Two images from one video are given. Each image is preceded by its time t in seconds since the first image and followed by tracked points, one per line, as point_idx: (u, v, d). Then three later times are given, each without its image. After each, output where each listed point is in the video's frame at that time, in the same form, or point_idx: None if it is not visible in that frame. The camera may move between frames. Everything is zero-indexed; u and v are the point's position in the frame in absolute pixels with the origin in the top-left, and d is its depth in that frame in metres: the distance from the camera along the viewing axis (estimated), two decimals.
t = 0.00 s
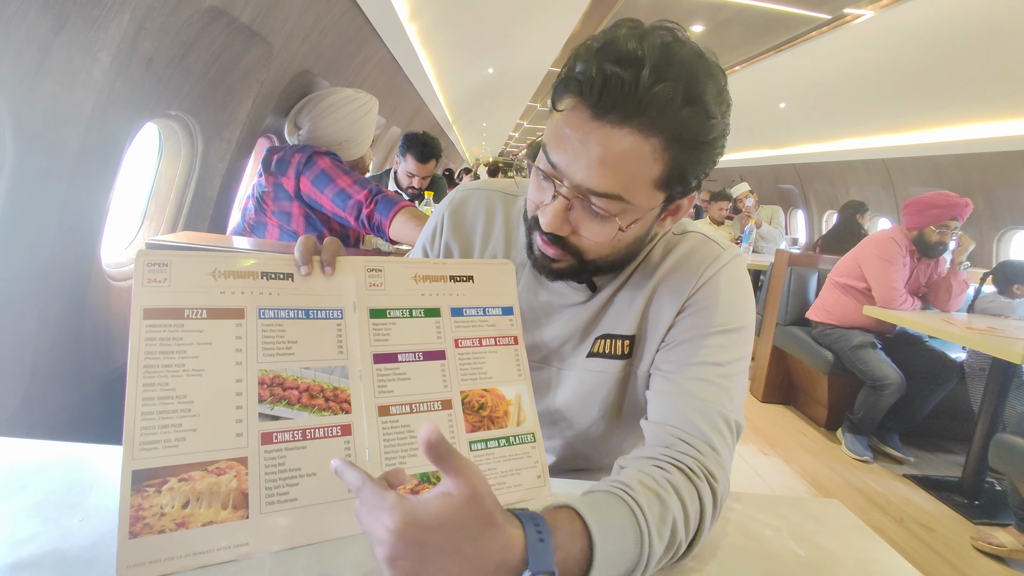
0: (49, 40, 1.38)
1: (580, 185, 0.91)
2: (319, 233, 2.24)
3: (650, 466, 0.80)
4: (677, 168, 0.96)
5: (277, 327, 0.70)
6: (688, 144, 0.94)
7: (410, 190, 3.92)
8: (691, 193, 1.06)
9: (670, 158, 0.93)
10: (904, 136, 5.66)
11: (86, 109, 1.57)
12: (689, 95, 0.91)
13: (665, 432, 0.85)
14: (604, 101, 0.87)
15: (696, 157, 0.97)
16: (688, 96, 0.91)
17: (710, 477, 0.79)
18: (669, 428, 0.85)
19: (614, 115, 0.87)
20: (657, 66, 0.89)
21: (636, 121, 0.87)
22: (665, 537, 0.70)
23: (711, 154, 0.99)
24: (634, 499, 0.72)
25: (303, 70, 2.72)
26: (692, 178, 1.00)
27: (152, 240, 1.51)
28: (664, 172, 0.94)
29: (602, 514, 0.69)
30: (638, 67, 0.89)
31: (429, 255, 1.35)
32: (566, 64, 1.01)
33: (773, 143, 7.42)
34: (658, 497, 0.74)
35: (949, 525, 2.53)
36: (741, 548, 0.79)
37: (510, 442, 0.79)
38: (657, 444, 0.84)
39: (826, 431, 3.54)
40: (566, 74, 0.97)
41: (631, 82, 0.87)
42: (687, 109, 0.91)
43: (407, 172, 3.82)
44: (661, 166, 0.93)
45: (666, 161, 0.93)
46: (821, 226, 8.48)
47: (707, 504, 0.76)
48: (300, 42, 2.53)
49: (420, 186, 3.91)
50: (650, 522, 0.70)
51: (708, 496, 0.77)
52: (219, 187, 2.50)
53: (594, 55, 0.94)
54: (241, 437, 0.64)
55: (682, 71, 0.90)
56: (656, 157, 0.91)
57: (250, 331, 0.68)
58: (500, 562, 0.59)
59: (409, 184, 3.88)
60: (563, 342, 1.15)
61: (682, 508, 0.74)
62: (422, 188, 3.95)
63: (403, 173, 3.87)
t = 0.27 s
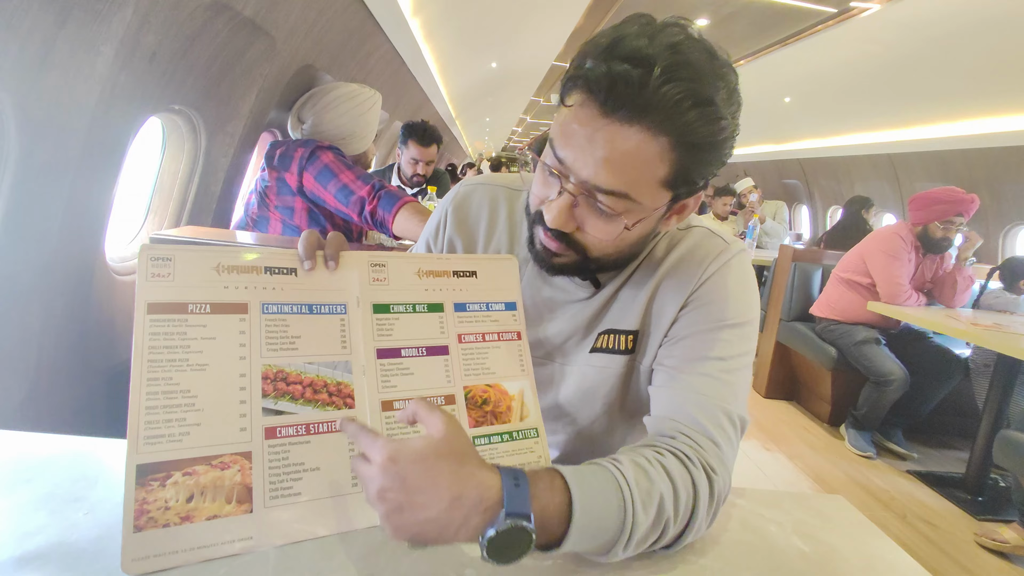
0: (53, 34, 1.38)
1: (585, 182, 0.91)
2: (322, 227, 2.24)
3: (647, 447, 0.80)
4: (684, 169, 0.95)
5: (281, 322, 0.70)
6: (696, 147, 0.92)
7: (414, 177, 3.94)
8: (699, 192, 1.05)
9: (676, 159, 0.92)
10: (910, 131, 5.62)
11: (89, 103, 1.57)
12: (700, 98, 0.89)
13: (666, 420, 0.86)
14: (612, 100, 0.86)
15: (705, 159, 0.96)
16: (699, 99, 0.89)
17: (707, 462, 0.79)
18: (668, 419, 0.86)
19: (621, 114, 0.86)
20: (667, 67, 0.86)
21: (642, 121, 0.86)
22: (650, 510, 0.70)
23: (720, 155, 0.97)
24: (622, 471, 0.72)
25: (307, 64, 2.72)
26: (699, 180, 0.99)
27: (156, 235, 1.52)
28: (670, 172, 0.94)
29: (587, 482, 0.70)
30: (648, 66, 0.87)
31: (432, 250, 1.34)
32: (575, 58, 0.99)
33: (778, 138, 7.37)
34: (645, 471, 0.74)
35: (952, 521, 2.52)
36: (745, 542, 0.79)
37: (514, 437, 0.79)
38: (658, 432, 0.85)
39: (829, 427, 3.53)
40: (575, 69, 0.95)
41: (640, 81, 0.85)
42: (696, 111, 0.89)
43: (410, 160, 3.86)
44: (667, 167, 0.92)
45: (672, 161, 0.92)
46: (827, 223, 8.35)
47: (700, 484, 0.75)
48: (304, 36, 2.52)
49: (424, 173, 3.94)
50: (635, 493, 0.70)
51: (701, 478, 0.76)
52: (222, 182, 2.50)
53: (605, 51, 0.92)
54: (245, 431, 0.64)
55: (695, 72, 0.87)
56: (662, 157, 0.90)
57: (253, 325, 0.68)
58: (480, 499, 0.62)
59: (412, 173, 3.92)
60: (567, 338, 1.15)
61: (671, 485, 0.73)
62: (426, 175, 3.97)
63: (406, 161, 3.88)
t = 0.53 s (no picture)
0: (52, 22, 1.37)
1: (597, 173, 0.89)
2: (323, 219, 2.22)
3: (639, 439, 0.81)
4: (698, 159, 0.93)
5: (280, 313, 0.69)
6: (712, 136, 0.91)
7: (419, 161, 3.97)
8: (712, 184, 1.04)
9: (691, 148, 0.91)
10: (917, 123, 5.56)
11: (89, 92, 1.56)
12: (716, 86, 0.87)
13: (662, 413, 0.86)
14: (626, 88, 0.84)
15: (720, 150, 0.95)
16: (714, 88, 0.87)
17: (701, 454, 0.78)
18: (666, 411, 0.86)
19: (635, 103, 0.85)
20: (683, 55, 0.85)
21: (658, 109, 0.85)
22: (634, 497, 0.71)
23: (735, 146, 0.96)
24: (607, 460, 0.74)
25: (309, 54, 2.69)
26: (713, 170, 0.98)
27: (157, 225, 1.51)
28: (685, 163, 0.92)
29: (570, 468, 0.71)
30: (663, 55, 0.86)
31: (436, 240, 1.33)
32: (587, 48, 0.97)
33: (783, 129, 7.30)
34: (630, 461, 0.75)
35: (955, 515, 2.52)
36: (747, 534, 0.79)
37: (516, 429, 0.78)
38: (653, 426, 0.85)
39: (832, 420, 3.52)
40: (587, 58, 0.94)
41: (656, 70, 0.84)
42: (712, 100, 0.88)
43: (412, 145, 3.90)
44: (682, 156, 0.91)
45: (687, 151, 0.90)
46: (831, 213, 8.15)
47: (689, 474, 0.75)
48: (306, 26, 2.50)
49: (429, 155, 3.97)
50: (618, 480, 0.71)
51: (691, 467, 0.76)
52: (224, 172, 2.49)
53: (618, 39, 0.90)
54: (245, 423, 0.63)
55: (711, 60, 0.86)
56: (676, 146, 0.89)
57: (253, 316, 0.67)
58: (459, 483, 0.65)
59: (416, 156, 3.95)
60: (571, 329, 1.14)
61: (657, 474, 0.74)
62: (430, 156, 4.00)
63: (408, 145, 3.91)
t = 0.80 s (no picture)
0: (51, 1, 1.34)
1: (611, 165, 0.87)
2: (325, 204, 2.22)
3: (641, 432, 0.81)
4: (715, 152, 0.91)
5: (282, 297, 0.68)
6: (730, 128, 0.88)
7: (422, 146, 3.93)
8: (726, 176, 1.02)
9: (709, 141, 0.88)
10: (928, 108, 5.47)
11: (90, 72, 1.54)
12: (737, 77, 0.84)
13: (667, 405, 0.86)
14: (645, 78, 0.81)
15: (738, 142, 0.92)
16: (736, 79, 0.84)
17: (706, 445, 0.78)
18: (672, 402, 0.85)
19: (654, 94, 0.82)
20: (705, 43, 0.81)
21: (676, 101, 0.82)
22: (638, 489, 0.70)
23: (753, 137, 0.93)
24: (608, 454, 0.74)
25: (311, 36, 2.66)
26: (730, 163, 0.95)
27: (159, 209, 1.50)
28: (702, 156, 0.90)
29: (571, 464, 0.71)
30: (684, 42, 0.82)
31: (442, 224, 1.32)
32: (601, 32, 0.93)
33: (791, 115, 7.21)
34: (632, 455, 0.75)
35: (959, 504, 2.51)
36: (754, 522, 0.78)
37: (520, 417, 0.77)
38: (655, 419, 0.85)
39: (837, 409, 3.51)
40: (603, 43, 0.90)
41: (676, 60, 0.81)
42: (732, 92, 0.85)
43: (416, 128, 3.87)
44: (699, 149, 0.88)
45: (704, 143, 0.88)
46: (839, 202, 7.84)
47: (693, 465, 0.75)
48: (308, 7, 2.46)
49: (433, 139, 3.94)
50: (620, 473, 0.71)
51: (695, 458, 0.75)
52: (227, 156, 2.47)
53: (637, 23, 0.86)
54: (245, 409, 0.62)
55: (733, 49, 0.82)
56: (694, 139, 0.86)
57: (253, 301, 0.66)
58: (457, 482, 0.65)
59: (420, 140, 3.92)
60: (579, 317, 1.12)
61: (659, 466, 0.73)
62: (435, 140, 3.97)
63: (411, 131, 3.88)
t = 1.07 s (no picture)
0: None
1: (630, 139, 0.84)
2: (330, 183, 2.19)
3: (652, 414, 0.80)
4: (740, 126, 0.87)
5: (285, 275, 0.66)
6: (757, 102, 0.85)
7: (428, 123, 3.88)
8: (748, 152, 0.98)
9: (734, 114, 0.85)
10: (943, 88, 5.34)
11: (84, 43, 1.51)
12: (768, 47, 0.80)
13: (679, 387, 0.84)
14: (671, 45, 0.77)
15: (764, 117, 0.88)
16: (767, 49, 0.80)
17: (720, 428, 0.76)
18: (686, 385, 0.83)
19: (679, 65, 0.78)
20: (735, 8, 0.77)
21: (703, 71, 0.78)
22: (649, 472, 0.69)
23: (779, 112, 0.90)
24: (619, 436, 0.72)
25: (313, 10, 2.60)
26: (755, 138, 0.92)
27: (161, 186, 1.48)
28: (726, 131, 0.86)
29: (581, 446, 0.70)
30: (712, 10, 0.78)
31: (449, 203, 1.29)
32: None
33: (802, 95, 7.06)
34: (643, 437, 0.73)
35: (963, 487, 2.51)
36: (767, 507, 0.77)
37: (528, 399, 0.75)
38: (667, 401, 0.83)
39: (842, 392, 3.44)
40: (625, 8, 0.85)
41: (704, 29, 0.77)
42: (762, 63, 0.81)
43: (420, 106, 3.80)
44: (724, 123, 0.85)
45: (730, 117, 0.84)
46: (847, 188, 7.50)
47: (706, 448, 0.73)
48: None
49: (438, 116, 3.87)
50: (631, 456, 0.70)
51: (709, 442, 0.74)
52: (228, 133, 2.44)
53: None
54: (249, 389, 0.61)
55: (765, 16, 0.78)
56: (719, 112, 0.82)
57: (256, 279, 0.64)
58: (466, 462, 0.64)
59: (425, 118, 3.86)
60: (590, 299, 1.10)
61: (671, 450, 0.72)
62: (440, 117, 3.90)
63: (415, 109, 3.83)
